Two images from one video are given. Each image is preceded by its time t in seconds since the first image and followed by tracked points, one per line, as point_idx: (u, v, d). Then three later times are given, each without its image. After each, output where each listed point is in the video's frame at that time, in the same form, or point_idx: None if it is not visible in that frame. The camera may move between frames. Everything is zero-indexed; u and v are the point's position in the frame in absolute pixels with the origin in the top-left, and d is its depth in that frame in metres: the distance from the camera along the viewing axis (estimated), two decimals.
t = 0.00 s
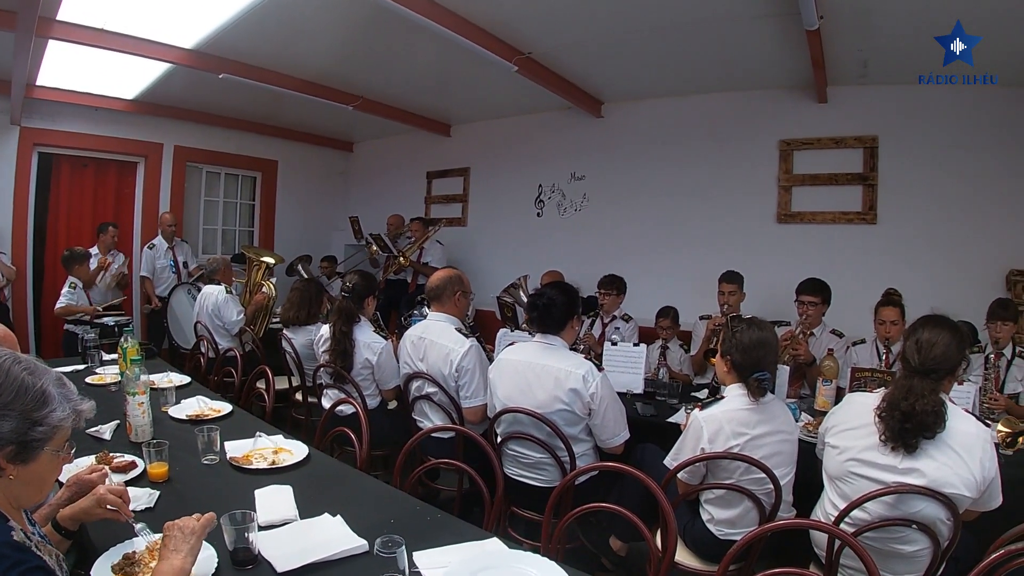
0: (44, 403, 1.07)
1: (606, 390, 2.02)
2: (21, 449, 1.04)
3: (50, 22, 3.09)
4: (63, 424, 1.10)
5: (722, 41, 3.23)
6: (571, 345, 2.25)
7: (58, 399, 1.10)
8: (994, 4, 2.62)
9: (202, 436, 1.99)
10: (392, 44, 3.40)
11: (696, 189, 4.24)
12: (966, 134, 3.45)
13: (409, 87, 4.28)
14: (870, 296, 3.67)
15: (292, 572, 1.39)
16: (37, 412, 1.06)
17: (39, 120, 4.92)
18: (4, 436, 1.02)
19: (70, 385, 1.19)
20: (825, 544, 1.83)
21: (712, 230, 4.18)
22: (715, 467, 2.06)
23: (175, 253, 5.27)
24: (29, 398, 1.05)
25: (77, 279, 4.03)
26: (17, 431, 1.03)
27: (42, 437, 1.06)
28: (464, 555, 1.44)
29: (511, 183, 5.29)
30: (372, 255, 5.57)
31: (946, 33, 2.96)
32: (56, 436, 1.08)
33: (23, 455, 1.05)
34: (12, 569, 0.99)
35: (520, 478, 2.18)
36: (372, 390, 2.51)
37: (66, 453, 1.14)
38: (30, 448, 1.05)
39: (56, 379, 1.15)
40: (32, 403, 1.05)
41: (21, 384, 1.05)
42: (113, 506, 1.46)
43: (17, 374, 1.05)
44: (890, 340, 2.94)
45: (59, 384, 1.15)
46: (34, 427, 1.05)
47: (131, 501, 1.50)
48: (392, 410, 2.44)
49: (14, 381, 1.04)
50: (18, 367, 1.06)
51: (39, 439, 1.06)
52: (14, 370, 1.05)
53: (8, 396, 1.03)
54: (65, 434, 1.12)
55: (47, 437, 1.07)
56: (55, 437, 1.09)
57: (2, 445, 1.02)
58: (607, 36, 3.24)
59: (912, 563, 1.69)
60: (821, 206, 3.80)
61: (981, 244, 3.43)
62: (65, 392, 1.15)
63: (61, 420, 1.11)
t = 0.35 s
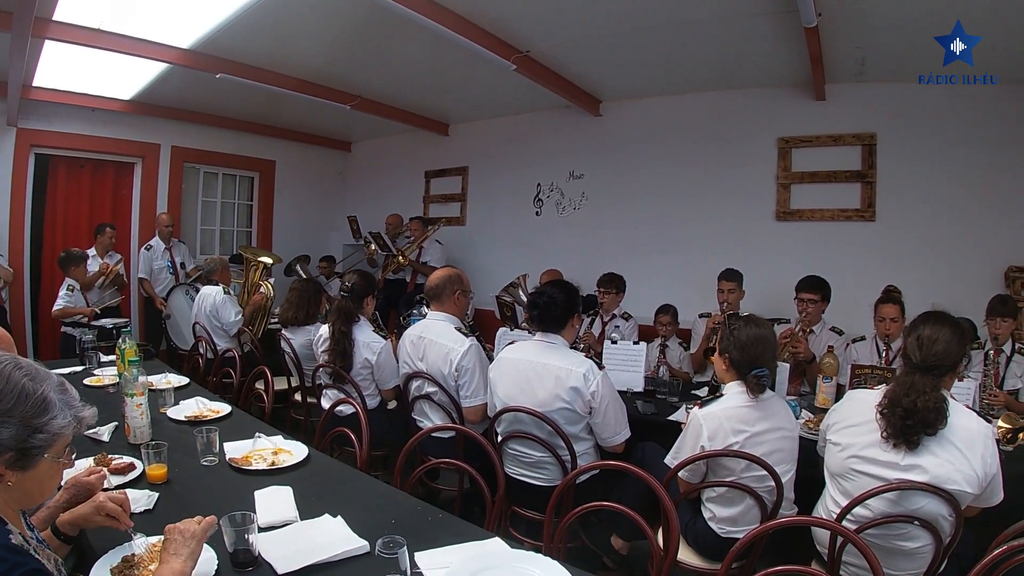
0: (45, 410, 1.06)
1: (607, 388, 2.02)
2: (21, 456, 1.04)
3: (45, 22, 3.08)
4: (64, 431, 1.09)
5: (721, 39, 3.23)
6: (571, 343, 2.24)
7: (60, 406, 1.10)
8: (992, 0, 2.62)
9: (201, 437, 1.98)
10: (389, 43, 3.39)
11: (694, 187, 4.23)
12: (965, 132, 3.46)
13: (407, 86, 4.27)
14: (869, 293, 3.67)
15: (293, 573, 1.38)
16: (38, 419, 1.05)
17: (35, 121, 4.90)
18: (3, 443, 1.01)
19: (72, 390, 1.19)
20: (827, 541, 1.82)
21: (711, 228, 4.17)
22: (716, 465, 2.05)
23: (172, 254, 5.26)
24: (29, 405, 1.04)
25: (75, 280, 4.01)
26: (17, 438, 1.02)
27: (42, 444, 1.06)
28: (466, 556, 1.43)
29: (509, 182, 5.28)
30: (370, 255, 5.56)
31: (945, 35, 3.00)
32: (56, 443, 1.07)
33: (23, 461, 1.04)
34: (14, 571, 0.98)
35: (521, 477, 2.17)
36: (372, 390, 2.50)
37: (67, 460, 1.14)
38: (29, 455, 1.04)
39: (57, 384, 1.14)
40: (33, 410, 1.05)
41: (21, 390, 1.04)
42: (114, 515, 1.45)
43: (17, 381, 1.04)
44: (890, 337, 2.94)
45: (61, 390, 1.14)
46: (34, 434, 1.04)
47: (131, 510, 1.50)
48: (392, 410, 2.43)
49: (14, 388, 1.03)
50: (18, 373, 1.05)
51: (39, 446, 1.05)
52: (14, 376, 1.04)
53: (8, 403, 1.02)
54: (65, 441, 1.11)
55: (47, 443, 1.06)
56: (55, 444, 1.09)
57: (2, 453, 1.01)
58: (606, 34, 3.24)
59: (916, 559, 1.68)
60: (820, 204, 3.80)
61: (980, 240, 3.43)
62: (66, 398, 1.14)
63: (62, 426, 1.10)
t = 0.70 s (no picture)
0: (49, 412, 1.06)
1: (611, 389, 2.01)
2: (25, 458, 1.03)
3: (50, 20, 3.08)
4: (68, 433, 1.09)
5: (726, 40, 3.22)
6: (576, 344, 2.24)
7: (64, 408, 1.10)
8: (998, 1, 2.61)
9: (204, 437, 1.98)
10: (393, 42, 3.39)
11: (699, 187, 4.22)
12: (970, 133, 3.44)
13: (411, 85, 4.26)
14: (874, 295, 3.66)
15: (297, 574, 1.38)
16: (42, 421, 1.05)
17: (40, 119, 4.90)
18: (8, 445, 1.01)
19: (77, 391, 1.19)
20: (832, 544, 1.81)
21: (715, 228, 4.16)
22: (720, 467, 2.05)
23: (172, 252, 5.25)
24: (33, 406, 1.04)
25: (78, 279, 4.00)
26: (22, 440, 1.02)
27: (47, 446, 1.05)
28: (470, 558, 1.43)
29: (513, 181, 5.28)
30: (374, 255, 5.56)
31: (946, 34, 2.97)
32: (60, 445, 1.07)
33: (27, 463, 1.04)
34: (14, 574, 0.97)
35: (524, 478, 2.16)
36: (375, 389, 2.49)
37: (71, 462, 1.14)
38: (33, 457, 1.04)
39: (63, 386, 1.14)
40: (37, 412, 1.05)
41: (26, 392, 1.04)
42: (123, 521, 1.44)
43: (21, 382, 1.04)
44: (895, 338, 2.93)
45: (66, 391, 1.14)
46: (38, 436, 1.04)
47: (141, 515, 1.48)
48: (396, 410, 2.42)
49: (18, 389, 1.03)
50: (22, 374, 1.05)
51: (43, 448, 1.05)
52: (18, 377, 1.04)
53: (12, 404, 1.02)
54: (69, 443, 1.11)
55: (51, 445, 1.06)
56: (60, 446, 1.08)
57: (5, 454, 1.01)
58: (611, 34, 3.23)
59: (919, 563, 1.68)
60: (825, 205, 3.78)
61: (985, 242, 3.41)
62: (71, 399, 1.14)
63: (66, 429, 1.10)
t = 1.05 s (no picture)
0: (54, 416, 1.06)
1: (616, 393, 2.01)
2: (29, 462, 1.03)
3: (56, 20, 3.08)
4: (73, 437, 1.09)
5: (731, 42, 3.22)
6: (581, 347, 2.23)
7: (69, 412, 1.09)
8: (1004, 5, 2.60)
9: (209, 438, 1.98)
10: (400, 43, 3.39)
11: (703, 190, 4.22)
12: (974, 137, 3.43)
13: (417, 86, 4.26)
14: (878, 298, 3.65)
15: None
16: (46, 425, 1.04)
17: (44, 118, 4.91)
18: (12, 448, 1.00)
19: (83, 395, 1.18)
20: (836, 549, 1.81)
21: (720, 231, 4.15)
22: (725, 472, 2.04)
23: (174, 252, 5.24)
24: (38, 410, 1.04)
25: (83, 279, 3.99)
26: (26, 444, 1.02)
27: (51, 450, 1.05)
28: (476, 562, 1.42)
29: (517, 183, 5.27)
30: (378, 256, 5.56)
31: (944, 34, 2.95)
32: (65, 449, 1.07)
33: (32, 467, 1.03)
34: None
35: (528, 481, 2.16)
36: (380, 391, 2.48)
37: (76, 467, 1.13)
38: (38, 461, 1.04)
39: (68, 390, 1.14)
40: (41, 416, 1.04)
41: (30, 395, 1.04)
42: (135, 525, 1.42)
43: (25, 386, 1.04)
44: (900, 342, 2.92)
45: (72, 395, 1.14)
46: (43, 440, 1.03)
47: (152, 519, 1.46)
48: (400, 412, 2.42)
49: (22, 392, 1.03)
50: (27, 378, 1.05)
51: (47, 452, 1.04)
52: (23, 381, 1.04)
53: (16, 408, 1.01)
54: (74, 448, 1.10)
55: (56, 450, 1.06)
56: (64, 450, 1.08)
57: (10, 458, 1.00)
58: (616, 36, 3.23)
59: (923, 568, 1.67)
60: (830, 208, 3.77)
61: (990, 246, 3.41)
62: (77, 403, 1.14)
63: (71, 433, 1.10)
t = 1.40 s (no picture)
0: (64, 429, 1.05)
1: (626, 401, 2.00)
2: (38, 475, 1.02)
3: (64, 25, 3.09)
4: (82, 451, 1.08)
5: (739, 48, 3.21)
6: (590, 354, 2.22)
7: (79, 425, 1.09)
8: (1014, 11, 2.59)
9: (217, 445, 1.98)
10: (410, 49, 3.39)
11: (710, 196, 4.21)
12: (983, 142, 3.42)
13: (424, 91, 4.26)
14: (887, 305, 3.63)
15: None
16: (56, 438, 1.04)
17: (52, 122, 4.92)
18: (21, 461, 1.00)
19: (94, 407, 1.18)
20: (846, 558, 1.80)
21: (727, 237, 4.14)
22: (735, 480, 2.03)
23: (184, 257, 5.26)
24: (47, 422, 1.03)
25: (90, 283, 3.99)
26: (35, 456, 1.01)
27: (59, 463, 1.04)
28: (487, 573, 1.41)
29: (523, 188, 5.27)
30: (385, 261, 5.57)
31: (945, 35, 2.90)
32: (73, 463, 1.06)
33: (41, 480, 1.03)
34: None
35: (537, 489, 2.15)
36: (388, 398, 2.48)
37: (85, 479, 1.12)
38: (47, 474, 1.03)
39: (79, 402, 1.13)
40: (51, 428, 1.04)
41: (40, 408, 1.03)
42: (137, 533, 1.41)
43: (35, 398, 1.03)
44: (908, 348, 2.90)
45: (82, 407, 1.13)
46: (51, 453, 1.03)
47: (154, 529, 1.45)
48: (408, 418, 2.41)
49: (32, 405, 1.02)
50: (37, 390, 1.05)
51: (56, 465, 1.04)
52: (33, 393, 1.04)
53: (26, 421, 1.01)
54: (83, 460, 1.10)
55: (65, 463, 1.05)
56: (73, 463, 1.07)
57: (18, 471, 1.00)
58: (623, 42, 3.22)
59: None
60: (838, 214, 3.76)
61: (999, 252, 3.39)
62: (87, 416, 1.13)
63: (81, 446, 1.09)
